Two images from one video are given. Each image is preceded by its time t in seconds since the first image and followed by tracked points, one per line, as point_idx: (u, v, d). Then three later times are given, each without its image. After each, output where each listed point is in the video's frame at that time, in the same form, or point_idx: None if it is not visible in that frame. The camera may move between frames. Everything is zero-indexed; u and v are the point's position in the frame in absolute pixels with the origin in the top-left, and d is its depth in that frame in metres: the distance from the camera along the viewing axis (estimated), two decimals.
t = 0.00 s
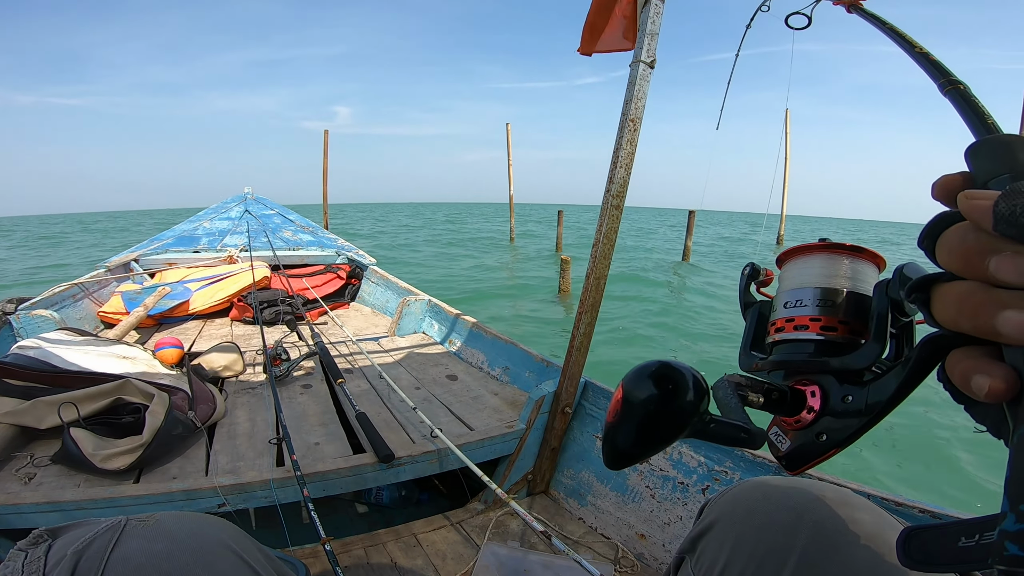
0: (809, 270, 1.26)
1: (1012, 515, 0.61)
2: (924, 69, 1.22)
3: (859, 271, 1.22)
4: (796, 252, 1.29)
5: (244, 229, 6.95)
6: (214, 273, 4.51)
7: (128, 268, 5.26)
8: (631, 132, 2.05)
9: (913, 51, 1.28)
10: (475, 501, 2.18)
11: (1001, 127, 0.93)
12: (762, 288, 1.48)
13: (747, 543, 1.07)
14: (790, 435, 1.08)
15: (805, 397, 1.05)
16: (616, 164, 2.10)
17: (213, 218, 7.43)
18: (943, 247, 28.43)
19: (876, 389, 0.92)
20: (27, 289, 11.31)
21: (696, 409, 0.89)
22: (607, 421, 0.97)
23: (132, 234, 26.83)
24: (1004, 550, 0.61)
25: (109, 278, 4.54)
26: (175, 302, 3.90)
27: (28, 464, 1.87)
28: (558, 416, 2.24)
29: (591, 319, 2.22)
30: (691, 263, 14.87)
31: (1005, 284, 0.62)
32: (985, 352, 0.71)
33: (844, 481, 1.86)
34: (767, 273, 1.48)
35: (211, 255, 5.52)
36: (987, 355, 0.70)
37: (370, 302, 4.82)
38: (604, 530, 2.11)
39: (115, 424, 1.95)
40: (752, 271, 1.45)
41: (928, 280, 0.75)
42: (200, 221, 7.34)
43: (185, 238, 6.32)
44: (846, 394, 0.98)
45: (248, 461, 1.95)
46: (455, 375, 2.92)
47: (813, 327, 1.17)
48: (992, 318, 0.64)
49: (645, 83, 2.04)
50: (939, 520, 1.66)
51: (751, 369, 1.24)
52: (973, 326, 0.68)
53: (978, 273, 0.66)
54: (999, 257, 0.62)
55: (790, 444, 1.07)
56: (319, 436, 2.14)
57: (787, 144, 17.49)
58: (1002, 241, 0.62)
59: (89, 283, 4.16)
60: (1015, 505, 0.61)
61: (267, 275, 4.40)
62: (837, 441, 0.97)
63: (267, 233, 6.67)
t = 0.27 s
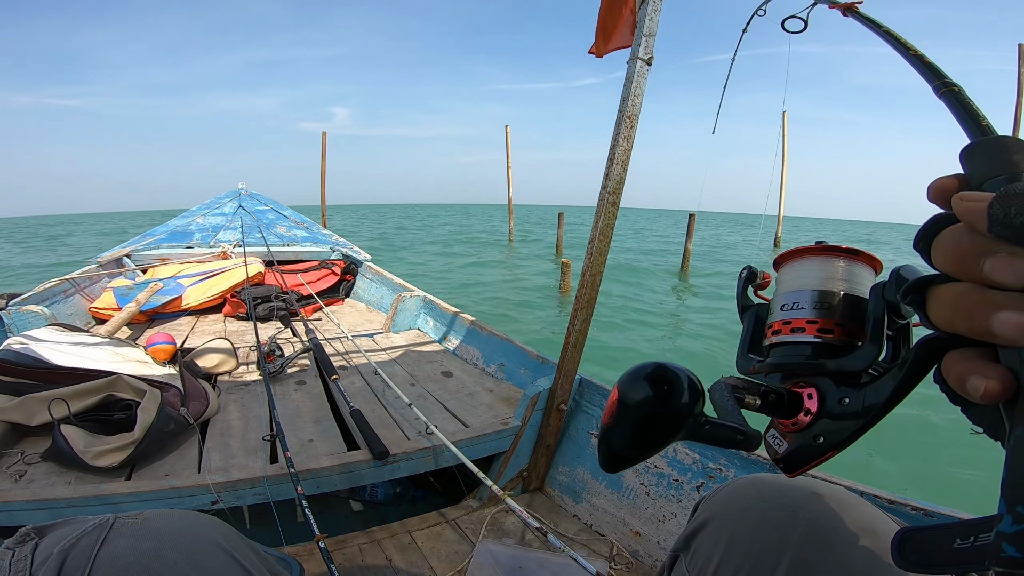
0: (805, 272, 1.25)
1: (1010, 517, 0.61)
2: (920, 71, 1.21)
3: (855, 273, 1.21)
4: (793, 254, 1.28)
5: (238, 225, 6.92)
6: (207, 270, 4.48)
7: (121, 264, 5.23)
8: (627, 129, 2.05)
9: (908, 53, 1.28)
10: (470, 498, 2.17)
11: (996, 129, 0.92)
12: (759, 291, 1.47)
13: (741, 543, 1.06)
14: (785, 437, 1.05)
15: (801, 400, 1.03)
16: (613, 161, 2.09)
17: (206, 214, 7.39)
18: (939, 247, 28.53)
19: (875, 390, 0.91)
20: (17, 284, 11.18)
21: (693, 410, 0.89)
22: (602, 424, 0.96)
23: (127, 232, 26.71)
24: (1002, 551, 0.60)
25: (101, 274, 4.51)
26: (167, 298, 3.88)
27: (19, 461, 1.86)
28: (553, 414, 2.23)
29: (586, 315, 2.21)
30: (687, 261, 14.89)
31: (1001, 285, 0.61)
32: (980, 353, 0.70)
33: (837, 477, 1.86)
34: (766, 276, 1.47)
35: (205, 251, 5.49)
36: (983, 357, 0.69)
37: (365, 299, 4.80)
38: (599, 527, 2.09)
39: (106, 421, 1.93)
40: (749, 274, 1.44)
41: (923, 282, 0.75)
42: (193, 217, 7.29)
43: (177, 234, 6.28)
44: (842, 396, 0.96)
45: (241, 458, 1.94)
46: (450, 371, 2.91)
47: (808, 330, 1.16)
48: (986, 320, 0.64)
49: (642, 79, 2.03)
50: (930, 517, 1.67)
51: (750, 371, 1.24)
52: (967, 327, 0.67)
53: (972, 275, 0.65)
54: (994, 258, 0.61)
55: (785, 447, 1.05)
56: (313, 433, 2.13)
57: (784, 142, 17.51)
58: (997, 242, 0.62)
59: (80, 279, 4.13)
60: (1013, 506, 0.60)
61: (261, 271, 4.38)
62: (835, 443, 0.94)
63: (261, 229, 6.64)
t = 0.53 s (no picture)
0: (791, 251, 1.26)
1: (1003, 515, 0.61)
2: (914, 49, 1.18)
3: (840, 251, 1.22)
4: (779, 233, 1.29)
5: (234, 225, 6.91)
6: (203, 270, 4.47)
7: (116, 263, 5.22)
8: (624, 138, 2.06)
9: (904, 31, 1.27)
10: (463, 500, 2.17)
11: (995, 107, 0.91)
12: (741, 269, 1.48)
13: (722, 542, 1.07)
14: (768, 423, 1.07)
15: (785, 385, 1.05)
16: (609, 169, 2.10)
17: (202, 214, 7.38)
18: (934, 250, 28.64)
19: (861, 377, 0.93)
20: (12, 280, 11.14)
21: (682, 402, 0.88)
22: (586, 416, 0.96)
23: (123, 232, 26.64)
24: (994, 551, 0.61)
25: (96, 273, 4.51)
26: (162, 297, 3.88)
27: (13, 459, 1.86)
28: (547, 417, 2.23)
29: (580, 322, 2.21)
30: (684, 264, 14.89)
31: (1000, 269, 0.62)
32: (974, 340, 0.71)
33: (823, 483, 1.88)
34: (749, 253, 1.48)
35: (201, 251, 5.49)
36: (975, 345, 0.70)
37: (361, 301, 4.81)
38: (590, 530, 2.09)
39: (101, 420, 1.93)
40: (733, 253, 1.45)
41: (919, 266, 0.76)
42: (188, 216, 7.28)
43: (173, 233, 6.27)
44: (828, 381, 0.99)
45: (236, 458, 1.94)
46: (444, 374, 2.92)
47: (794, 311, 1.17)
48: (985, 305, 0.64)
49: (640, 89, 2.05)
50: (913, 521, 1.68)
51: (732, 354, 1.24)
52: (965, 314, 0.68)
53: (970, 258, 0.66)
54: (995, 242, 0.62)
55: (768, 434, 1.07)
56: (308, 434, 2.14)
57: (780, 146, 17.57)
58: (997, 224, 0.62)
59: (75, 277, 4.13)
60: (1006, 505, 0.61)
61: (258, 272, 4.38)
62: (820, 430, 0.98)
63: (257, 230, 6.65)
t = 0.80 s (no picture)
0: (808, 264, 1.26)
1: (991, 514, 0.64)
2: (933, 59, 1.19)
3: (860, 265, 1.22)
4: (798, 245, 1.29)
5: (233, 235, 6.94)
6: (202, 278, 4.49)
7: (114, 270, 5.24)
8: (621, 156, 2.09)
9: (923, 41, 1.27)
10: (459, 509, 2.19)
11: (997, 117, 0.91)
12: (763, 282, 1.49)
13: (703, 550, 1.09)
14: (786, 429, 1.11)
15: (801, 393, 1.07)
16: (606, 188, 2.13)
17: (201, 222, 7.41)
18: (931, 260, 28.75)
19: (871, 384, 0.95)
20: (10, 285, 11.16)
21: (687, 401, 0.92)
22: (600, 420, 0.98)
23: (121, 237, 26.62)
24: (983, 547, 0.65)
25: (95, 279, 4.53)
26: (161, 305, 3.91)
27: (12, 463, 1.87)
28: (542, 429, 2.26)
29: (576, 335, 2.25)
30: (682, 275, 14.93)
31: (997, 283, 0.63)
32: (975, 352, 0.72)
33: (810, 494, 1.92)
34: (771, 266, 1.49)
35: (199, 259, 5.51)
36: (975, 356, 0.70)
37: (358, 312, 4.83)
38: (583, 540, 2.11)
39: (102, 426, 1.95)
40: (754, 266, 1.45)
41: (925, 280, 0.77)
42: (188, 224, 7.32)
43: (172, 241, 6.30)
44: (842, 389, 1.01)
45: (235, 465, 1.96)
46: (441, 386, 2.93)
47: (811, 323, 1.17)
48: (981, 318, 0.65)
49: (637, 108, 2.09)
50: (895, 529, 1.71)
51: (752, 363, 1.27)
52: (963, 327, 0.69)
53: (970, 273, 0.67)
54: (993, 257, 0.63)
55: (786, 438, 1.10)
56: (306, 442, 2.16)
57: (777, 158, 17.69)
58: (994, 240, 0.63)
59: (74, 283, 4.15)
60: (994, 504, 0.64)
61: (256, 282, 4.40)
62: (832, 435, 1.00)
63: (256, 239, 6.67)
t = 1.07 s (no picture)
0: (810, 274, 1.29)
1: (998, 530, 0.65)
2: (933, 67, 1.24)
3: (861, 276, 1.25)
4: (799, 254, 1.32)
5: (231, 248, 6.96)
6: (199, 291, 4.50)
7: (112, 283, 5.26)
8: (614, 174, 2.11)
9: (919, 46, 1.32)
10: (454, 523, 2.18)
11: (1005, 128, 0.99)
12: (761, 290, 1.51)
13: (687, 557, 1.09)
14: (785, 439, 1.12)
15: (799, 403, 1.09)
16: (599, 206, 2.16)
17: (199, 236, 7.44)
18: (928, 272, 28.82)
19: (869, 395, 0.97)
20: (9, 297, 11.20)
21: (679, 412, 0.93)
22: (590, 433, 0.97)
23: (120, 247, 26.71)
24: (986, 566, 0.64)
25: (93, 292, 4.54)
26: (157, 318, 3.92)
27: (7, 473, 1.87)
28: (536, 443, 2.26)
29: (569, 354, 2.25)
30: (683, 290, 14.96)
31: (1000, 292, 0.65)
32: (979, 366, 0.75)
33: (802, 509, 1.94)
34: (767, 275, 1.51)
35: (196, 273, 5.52)
36: (979, 368, 0.74)
37: (355, 327, 4.83)
38: (578, 554, 2.10)
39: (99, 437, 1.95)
40: (752, 274, 1.47)
41: (926, 290, 0.81)
42: (186, 237, 7.35)
43: (170, 254, 6.32)
44: (840, 400, 1.02)
45: (230, 477, 1.96)
46: (437, 401, 2.93)
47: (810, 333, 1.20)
48: (985, 332, 0.68)
49: (630, 126, 2.11)
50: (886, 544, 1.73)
51: (748, 373, 1.28)
52: (967, 338, 0.71)
53: (973, 283, 0.69)
54: (995, 268, 0.65)
55: (783, 450, 1.12)
56: (300, 456, 2.16)
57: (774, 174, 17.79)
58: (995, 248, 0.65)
59: (72, 296, 4.17)
60: (1002, 521, 0.65)
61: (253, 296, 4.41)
62: (829, 447, 1.02)
63: (253, 253, 6.70)
